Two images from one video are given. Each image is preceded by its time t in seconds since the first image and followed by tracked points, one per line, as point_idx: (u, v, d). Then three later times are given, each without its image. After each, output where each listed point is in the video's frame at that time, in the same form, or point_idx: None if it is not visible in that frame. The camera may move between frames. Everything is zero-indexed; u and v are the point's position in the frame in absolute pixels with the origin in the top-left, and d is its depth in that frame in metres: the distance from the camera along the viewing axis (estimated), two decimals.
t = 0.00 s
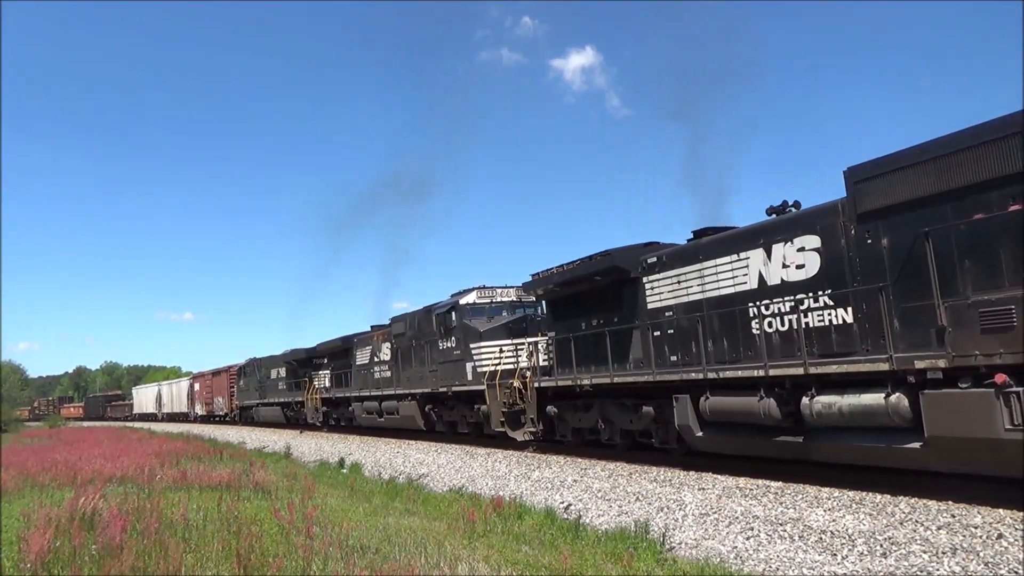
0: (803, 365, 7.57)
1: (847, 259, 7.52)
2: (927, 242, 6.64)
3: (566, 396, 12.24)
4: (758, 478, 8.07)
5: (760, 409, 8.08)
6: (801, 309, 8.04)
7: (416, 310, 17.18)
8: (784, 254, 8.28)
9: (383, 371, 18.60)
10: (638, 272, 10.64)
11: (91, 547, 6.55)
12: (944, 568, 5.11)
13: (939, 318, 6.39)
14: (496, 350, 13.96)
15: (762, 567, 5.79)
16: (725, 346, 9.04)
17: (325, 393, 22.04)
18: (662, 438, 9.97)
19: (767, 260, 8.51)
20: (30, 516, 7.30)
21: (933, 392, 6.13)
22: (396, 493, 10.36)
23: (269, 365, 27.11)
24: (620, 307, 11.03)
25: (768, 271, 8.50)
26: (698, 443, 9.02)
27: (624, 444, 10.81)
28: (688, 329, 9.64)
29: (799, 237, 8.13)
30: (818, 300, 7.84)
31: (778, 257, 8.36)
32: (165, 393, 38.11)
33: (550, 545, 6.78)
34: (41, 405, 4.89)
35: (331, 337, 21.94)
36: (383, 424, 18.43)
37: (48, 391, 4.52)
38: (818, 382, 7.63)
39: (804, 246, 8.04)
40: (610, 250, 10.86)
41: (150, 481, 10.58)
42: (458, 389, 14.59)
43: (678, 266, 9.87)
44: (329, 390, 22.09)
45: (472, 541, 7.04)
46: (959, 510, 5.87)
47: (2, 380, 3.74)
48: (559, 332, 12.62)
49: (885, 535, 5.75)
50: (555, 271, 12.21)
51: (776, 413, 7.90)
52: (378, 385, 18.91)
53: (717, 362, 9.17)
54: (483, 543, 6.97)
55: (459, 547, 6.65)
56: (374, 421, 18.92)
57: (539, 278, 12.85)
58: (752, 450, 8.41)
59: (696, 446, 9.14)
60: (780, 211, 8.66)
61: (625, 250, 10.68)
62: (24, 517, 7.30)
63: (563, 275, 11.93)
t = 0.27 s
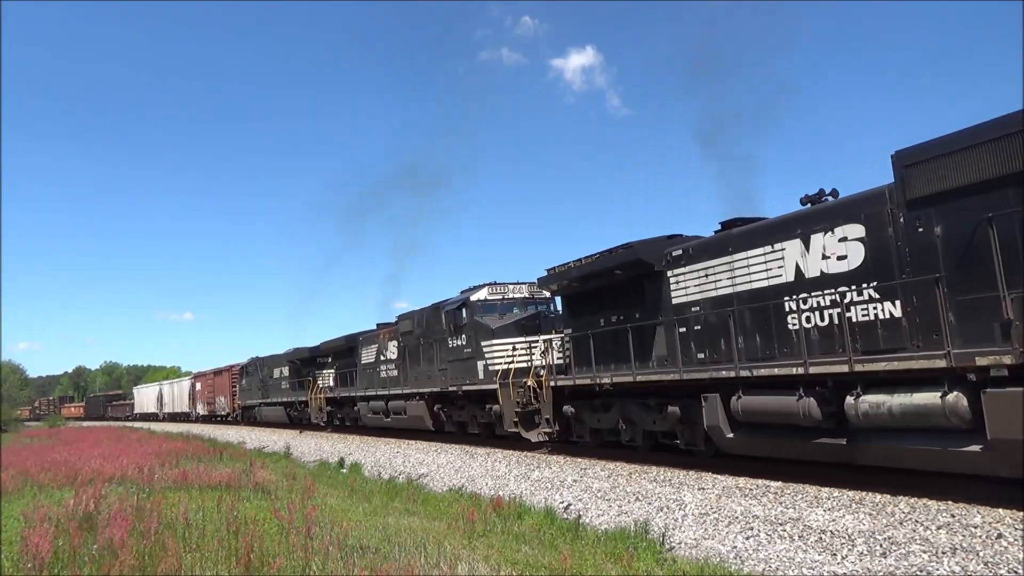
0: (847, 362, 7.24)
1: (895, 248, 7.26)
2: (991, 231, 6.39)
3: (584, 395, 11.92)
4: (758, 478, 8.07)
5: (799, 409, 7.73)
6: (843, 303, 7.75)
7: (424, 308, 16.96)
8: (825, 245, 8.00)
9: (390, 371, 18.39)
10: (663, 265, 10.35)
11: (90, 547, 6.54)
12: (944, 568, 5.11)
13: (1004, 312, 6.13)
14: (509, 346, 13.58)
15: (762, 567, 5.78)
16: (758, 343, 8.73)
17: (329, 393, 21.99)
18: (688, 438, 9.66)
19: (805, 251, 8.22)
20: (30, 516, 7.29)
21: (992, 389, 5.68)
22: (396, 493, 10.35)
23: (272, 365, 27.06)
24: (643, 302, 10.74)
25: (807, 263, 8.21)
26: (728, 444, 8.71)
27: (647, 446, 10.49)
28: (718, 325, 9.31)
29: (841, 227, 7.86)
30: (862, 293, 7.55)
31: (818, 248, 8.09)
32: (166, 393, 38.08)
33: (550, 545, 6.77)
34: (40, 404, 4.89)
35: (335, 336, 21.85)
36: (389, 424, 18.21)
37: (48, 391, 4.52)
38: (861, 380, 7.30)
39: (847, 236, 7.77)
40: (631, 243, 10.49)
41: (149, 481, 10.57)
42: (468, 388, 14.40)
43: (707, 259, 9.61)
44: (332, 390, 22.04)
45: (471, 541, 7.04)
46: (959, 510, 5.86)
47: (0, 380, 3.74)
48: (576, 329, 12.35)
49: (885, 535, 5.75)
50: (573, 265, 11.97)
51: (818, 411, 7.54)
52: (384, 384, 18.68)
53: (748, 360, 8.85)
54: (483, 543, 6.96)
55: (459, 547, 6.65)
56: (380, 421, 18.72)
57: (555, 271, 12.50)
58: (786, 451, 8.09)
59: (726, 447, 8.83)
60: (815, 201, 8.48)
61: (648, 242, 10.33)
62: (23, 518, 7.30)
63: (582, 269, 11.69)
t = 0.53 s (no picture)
0: (903, 358, 6.55)
1: (954, 236, 6.63)
2: None
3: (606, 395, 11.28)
4: (758, 478, 8.07)
5: (845, 409, 7.04)
6: (895, 296, 7.08)
7: (433, 304, 16.47)
8: (875, 234, 7.33)
9: (397, 370, 18.05)
10: (691, 258, 9.73)
11: (91, 547, 6.55)
12: (944, 568, 5.11)
13: None
14: (523, 345, 13.19)
15: (762, 567, 5.78)
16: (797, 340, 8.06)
17: (333, 393, 21.90)
18: (720, 440, 8.97)
19: (850, 242, 7.54)
20: (31, 517, 7.29)
21: None
22: (396, 493, 10.35)
23: (275, 365, 27.01)
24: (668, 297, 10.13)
25: (853, 253, 7.52)
26: (764, 447, 8.06)
27: (673, 448, 9.82)
28: (753, 320, 8.63)
29: (892, 214, 7.20)
30: (917, 285, 6.88)
31: (866, 237, 7.41)
32: (168, 393, 38.05)
33: (550, 546, 6.78)
34: (41, 405, 4.89)
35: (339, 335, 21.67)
36: (397, 424, 17.91)
37: (48, 391, 4.53)
38: (917, 378, 6.60)
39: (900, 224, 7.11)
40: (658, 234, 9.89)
41: (149, 481, 10.57)
42: (480, 388, 13.98)
43: (740, 250, 8.92)
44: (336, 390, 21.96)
45: (472, 541, 7.04)
46: (959, 510, 5.87)
47: (2, 380, 3.74)
48: (598, 327, 11.73)
49: (885, 535, 5.75)
50: (594, 258, 11.35)
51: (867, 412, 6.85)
52: (392, 384, 18.30)
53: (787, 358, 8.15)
54: (483, 543, 6.97)
55: (459, 547, 6.65)
56: (387, 421, 18.43)
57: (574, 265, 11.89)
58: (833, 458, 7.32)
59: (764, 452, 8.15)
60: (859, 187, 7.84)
61: (676, 234, 9.73)
62: (23, 518, 7.30)
63: (603, 264, 11.05)
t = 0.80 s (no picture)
0: (967, 354, 6.10)
1: None
2: None
3: (629, 394, 10.90)
4: (758, 478, 8.08)
5: (900, 409, 6.58)
6: (954, 288, 6.66)
7: (443, 301, 16.03)
8: (932, 220, 6.94)
9: (406, 369, 17.70)
10: (723, 250, 9.30)
11: (90, 547, 6.54)
12: (944, 568, 5.11)
13: None
14: (539, 342, 12.78)
15: (762, 567, 5.78)
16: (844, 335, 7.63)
17: (338, 392, 21.77)
18: (755, 442, 8.55)
19: (906, 230, 7.16)
20: (30, 517, 7.28)
21: None
22: (396, 493, 10.35)
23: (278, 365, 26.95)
24: (698, 292, 9.72)
25: (908, 242, 7.13)
26: (807, 450, 7.63)
27: (702, 449, 9.44)
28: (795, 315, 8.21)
29: (950, 200, 6.79)
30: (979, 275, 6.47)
31: (922, 225, 7.02)
32: (169, 393, 38.05)
33: (550, 545, 6.78)
34: (40, 405, 4.89)
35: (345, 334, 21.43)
36: (406, 424, 17.51)
37: (48, 391, 4.52)
38: (984, 374, 6.15)
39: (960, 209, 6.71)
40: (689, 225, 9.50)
41: (149, 481, 10.57)
42: (494, 387, 13.58)
43: (779, 240, 8.55)
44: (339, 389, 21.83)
45: (471, 541, 7.04)
46: (959, 510, 5.87)
47: (1, 380, 3.74)
48: (620, 323, 11.33)
49: (885, 535, 5.75)
50: (618, 252, 10.93)
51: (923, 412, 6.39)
52: (402, 382, 17.91)
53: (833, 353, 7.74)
54: (483, 543, 6.97)
55: (459, 547, 6.65)
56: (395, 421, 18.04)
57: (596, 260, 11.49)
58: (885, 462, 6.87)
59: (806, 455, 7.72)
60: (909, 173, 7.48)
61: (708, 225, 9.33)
62: (23, 517, 7.29)
63: (628, 257, 10.66)
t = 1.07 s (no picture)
0: None
1: None
2: None
3: (654, 393, 10.39)
4: (758, 478, 8.08)
5: (963, 410, 6.10)
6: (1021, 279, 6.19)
7: (454, 299, 15.53)
8: (996, 205, 6.45)
9: (414, 367, 17.25)
10: (759, 240, 8.75)
11: (90, 547, 6.55)
12: (944, 568, 5.11)
13: None
14: (556, 341, 12.18)
15: (762, 567, 5.78)
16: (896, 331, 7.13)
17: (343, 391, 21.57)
18: (795, 445, 8.04)
19: (969, 216, 6.66)
20: (29, 517, 7.28)
21: None
22: (396, 493, 10.36)
23: (281, 365, 26.87)
24: (731, 286, 9.16)
25: (970, 229, 6.64)
26: (854, 454, 7.11)
27: (735, 451, 8.98)
28: (840, 309, 7.72)
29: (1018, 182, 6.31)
30: None
31: (986, 210, 6.52)
32: (171, 393, 38.03)
33: (550, 546, 6.78)
34: (40, 405, 4.89)
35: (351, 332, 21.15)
36: (414, 425, 17.04)
37: (47, 391, 4.53)
38: None
39: None
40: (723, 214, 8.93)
41: (149, 481, 10.58)
42: (508, 386, 13.07)
43: (821, 230, 8.01)
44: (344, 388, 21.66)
45: (471, 541, 7.05)
46: (959, 510, 5.87)
47: (2, 380, 3.75)
48: (642, 319, 10.80)
49: (885, 535, 5.75)
50: (643, 243, 10.34)
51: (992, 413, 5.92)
52: (411, 381, 17.44)
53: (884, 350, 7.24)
54: (483, 543, 6.97)
55: (459, 547, 6.66)
56: (403, 421, 17.61)
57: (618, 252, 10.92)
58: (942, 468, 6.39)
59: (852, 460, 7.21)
60: (967, 155, 6.99)
61: (743, 214, 8.78)
62: (22, 517, 7.30)
63: (653, 248, 10.11)
